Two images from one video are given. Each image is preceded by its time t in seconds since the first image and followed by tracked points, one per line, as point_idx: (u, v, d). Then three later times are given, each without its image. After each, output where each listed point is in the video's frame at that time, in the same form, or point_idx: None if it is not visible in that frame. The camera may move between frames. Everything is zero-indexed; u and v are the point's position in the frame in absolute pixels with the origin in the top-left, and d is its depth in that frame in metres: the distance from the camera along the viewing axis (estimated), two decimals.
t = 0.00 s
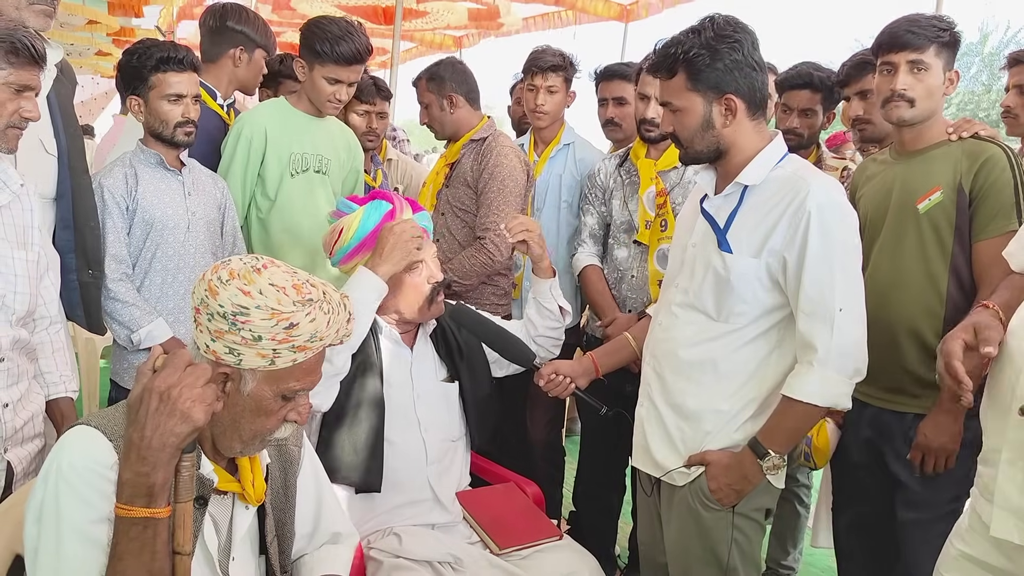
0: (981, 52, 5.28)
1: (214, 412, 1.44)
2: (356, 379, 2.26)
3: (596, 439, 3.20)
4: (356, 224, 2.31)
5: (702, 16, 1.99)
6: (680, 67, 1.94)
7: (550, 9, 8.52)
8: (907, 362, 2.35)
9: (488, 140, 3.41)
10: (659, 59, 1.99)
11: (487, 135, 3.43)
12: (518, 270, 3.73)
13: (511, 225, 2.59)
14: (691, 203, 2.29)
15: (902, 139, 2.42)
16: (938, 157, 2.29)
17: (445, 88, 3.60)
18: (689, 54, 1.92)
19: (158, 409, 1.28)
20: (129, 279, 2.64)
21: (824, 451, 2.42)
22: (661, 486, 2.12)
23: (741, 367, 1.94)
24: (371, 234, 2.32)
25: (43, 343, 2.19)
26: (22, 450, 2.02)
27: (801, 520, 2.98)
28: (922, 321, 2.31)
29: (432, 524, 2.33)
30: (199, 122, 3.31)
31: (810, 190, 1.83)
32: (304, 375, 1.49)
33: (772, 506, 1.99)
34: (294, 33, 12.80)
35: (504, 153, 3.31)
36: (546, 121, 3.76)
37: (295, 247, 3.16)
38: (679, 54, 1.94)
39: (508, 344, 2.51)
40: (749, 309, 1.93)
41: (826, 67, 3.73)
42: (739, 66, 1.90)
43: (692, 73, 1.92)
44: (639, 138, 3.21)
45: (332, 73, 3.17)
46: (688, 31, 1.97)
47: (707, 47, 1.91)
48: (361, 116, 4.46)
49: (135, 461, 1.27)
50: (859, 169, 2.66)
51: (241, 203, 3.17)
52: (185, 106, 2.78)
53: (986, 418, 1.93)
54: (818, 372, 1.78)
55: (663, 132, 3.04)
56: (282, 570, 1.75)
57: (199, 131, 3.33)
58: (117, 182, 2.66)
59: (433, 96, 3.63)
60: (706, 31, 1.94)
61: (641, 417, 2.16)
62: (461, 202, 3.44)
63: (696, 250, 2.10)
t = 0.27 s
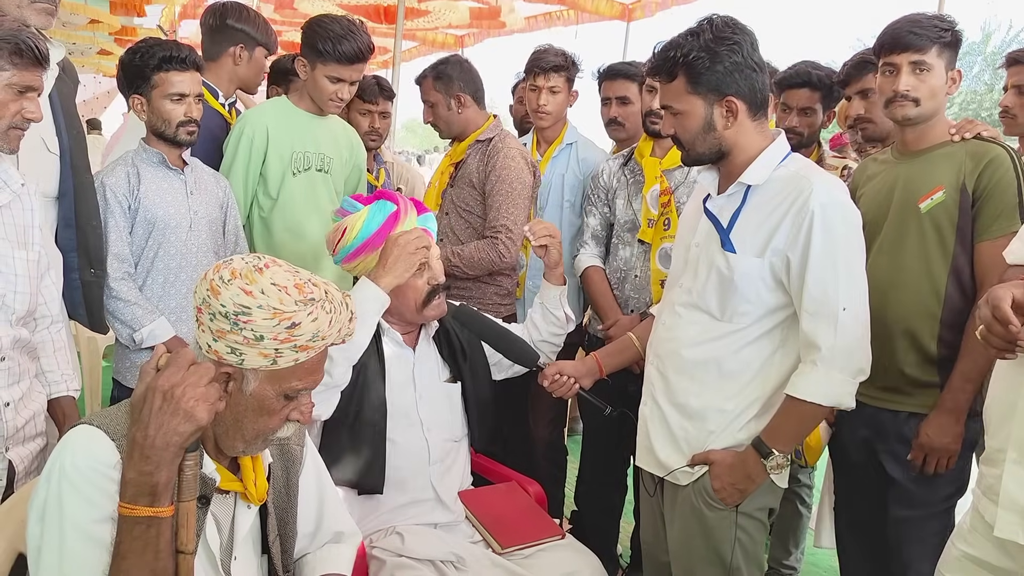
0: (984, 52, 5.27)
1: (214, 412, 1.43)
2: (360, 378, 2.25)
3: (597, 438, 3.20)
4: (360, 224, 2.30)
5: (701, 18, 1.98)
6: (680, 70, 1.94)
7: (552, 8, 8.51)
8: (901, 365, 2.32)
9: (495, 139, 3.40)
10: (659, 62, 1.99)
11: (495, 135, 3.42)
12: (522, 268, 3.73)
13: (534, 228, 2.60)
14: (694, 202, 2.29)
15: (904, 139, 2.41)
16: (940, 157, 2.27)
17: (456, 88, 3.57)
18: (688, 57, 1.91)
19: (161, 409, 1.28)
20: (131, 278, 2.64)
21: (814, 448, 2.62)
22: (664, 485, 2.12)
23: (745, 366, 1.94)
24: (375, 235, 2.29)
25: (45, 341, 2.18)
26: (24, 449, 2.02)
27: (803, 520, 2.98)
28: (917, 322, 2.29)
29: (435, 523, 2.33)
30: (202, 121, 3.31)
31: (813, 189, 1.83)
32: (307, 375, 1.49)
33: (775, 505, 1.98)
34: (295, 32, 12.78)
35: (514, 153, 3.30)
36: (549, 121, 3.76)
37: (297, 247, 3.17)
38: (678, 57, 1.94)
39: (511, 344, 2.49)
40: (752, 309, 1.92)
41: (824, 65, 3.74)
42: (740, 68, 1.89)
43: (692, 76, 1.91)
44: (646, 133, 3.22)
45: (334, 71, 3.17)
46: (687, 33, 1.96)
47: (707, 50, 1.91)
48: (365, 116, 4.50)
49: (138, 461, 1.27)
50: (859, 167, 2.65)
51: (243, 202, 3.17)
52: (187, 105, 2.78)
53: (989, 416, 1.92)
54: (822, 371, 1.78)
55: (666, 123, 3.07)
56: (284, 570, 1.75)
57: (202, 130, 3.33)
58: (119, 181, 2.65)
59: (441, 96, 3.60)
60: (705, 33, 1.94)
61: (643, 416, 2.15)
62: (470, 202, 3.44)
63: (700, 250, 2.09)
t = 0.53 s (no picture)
0: (987, 51, 5.24)
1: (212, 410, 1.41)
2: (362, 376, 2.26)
3: (599, 437, 3.19)
4: (354, 216, 2.22)
5: (700, 19, 1.98)
6: (681, 73, 1.93)
7: (554, 8, 8.50)
8: (897, 366, 2.31)
9: (507, 143, 3.40)
10: (659, 64, 1.98)
11: (506, 138, 3.42)
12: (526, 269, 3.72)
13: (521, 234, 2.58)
14: (696, 201, 2.28)
15: (905, 140, 2.39)
16: (942, 160, 2.26)
17: (474, 87, 3.56)
18: (689, 59, 1.91)
19: (163, 408, 1.28)
20: (133, 277, 2.64)
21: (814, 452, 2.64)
22: (666, 484, 2.12)
23: (748, 366, 1.94)
24: (367, 228, 2.20)
25: (47, 340, 2.18)
26: (26, 448, 2.03)
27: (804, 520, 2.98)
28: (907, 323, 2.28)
29: (436, 522, 2.33)
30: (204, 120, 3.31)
31: (816, 189, 1.82)
32: (308, 374, 1.49)
33: (778, 505, 1.98)
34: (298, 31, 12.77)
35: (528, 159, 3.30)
36: (550, 120, 3.78)
37: (300, 247, 3.18)
38: (679, 59, 1.93)
39: (513, 344, 2.49)
40: (755, 308, 1.92)
41: (825, 64, 3.74)
42: (740, 70, 1.89)
43: (692, 79, 1.91)
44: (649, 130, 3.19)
45: (337, 72, 3.17)
46: (687, 35, 1.96)
47: (707, 51, 1.90)
48: (366, 116, 4.50)
49: (140, 459, 1.27)
50: (861, 168, 2.64)
51: (246, 202, 3.17)
52: (190, 105, 2.78)
53: (991, 415, 1.91)
54: (825, 370, 1.77)
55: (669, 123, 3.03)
56: (286, 569, 1.75)
57: (204, 130, 3.33)
58: (121, 180, 2.66)
59: (458, 93, 3.56)
60: (705, 35, 1.93)
61: (646, 416, 2.15)
62: (478, 203, 3.43)
63: (702, 249, 2.09)
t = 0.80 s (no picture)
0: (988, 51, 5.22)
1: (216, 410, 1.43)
2: (364, 376, 2.26)
3: (600, 436, 3.19)
4: (344, 214, 2.33)
5: (700, 21, 1.97)
6: (682, 74, 1.93)
7: (556, 8, 8.50)
8: (901, 365, 2.30)
9: (516, 144, 3.41)
10: (659, 66, 1.98)
11: (515, 139, 3.43)
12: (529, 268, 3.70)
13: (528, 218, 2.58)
14: (698, 201, 2.28)
15: (904, 140, 2.38)
16: (942, 160, 2.25)
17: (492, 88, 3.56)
18: (689, 61, 1.91)
19: (164, 407, 1.28)
20: (136, 277, 2.65)
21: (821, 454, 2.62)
22: (668, 484, 2.11)
23: (750, 366, 1.93)
24: (359, 223, 2.32)
25: (49, 340, 2.19)
26: (28, 447, 2.03)
27: (806, 520, 2.97)
28: (906, 322, 2.28)
29: (438, 521, 2.33)
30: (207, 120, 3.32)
31: (817, 188, 1.82)
32: (310, 374, 1.49)
33: (780, 505, 1.98)
34: (300, 30, 12.77)
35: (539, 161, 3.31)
36: (549, 118, 3.77)
37: (303, 246, 3.18)
38: (680, 61, 1.93)
39: (515, 344, 2.50)
40: (757, 308, 1.92)
41: (826, 64, 3.73)
42: (741, 71, 1.89)
43: (693, 80, 1.91)
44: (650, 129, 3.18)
45: (341, 73, 3.16)
46: (687, 36, 1.95)
47: (707, 53, 1.90)
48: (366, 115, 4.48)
49: (141, 459, 1.27)
50: (861, 168, 2.64)
51: (249, 202, 3.17)
52: (192, 104, 2.79)
53: (993, 415, 1.91)
54: (826, 370, 1.77)
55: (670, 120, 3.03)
56: (288, 569, 1.75)
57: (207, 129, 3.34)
58: (124, 180, 2.66)
59: (476, 93, 3.52)
60: (705, 36, 1.93)
61: (648, 416, 2.15)
62: (485, 205, 3.43)
63: (705, 249, 2.09)
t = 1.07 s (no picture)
0: (989, 50, 5.22)
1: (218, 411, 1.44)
2: (365, 375, 2.26)
3: (601, 435, 3.19)
4: (343, 215, 2.34)
5: (700, 21, 1.97)
6: (682, 76, 1.93)
7: (557, 7, 8.50)
8: (900, 364, 2.30)
9: (520, 143, 3.41)
10: (659, 66, 1.98)
11: (519, 138, 3.43)
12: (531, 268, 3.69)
13: (540, 208, 2.60)
14: (699, 201, 2.28)
15: (905, 140, 2.39)
16: (941, 158, 2.25)
17: (503, 89, 3.55)
18: (689, 62, 1.91)
19: (166, 407, 1.28)
20: (138, 276, 2.65)
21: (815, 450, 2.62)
22: (669, 484, 2.11)
23: (752, 366, 1.93)
24: (359, 224, 2.34)
25: (51, 339, 2.19)
26: (30, 447, 2.03)
27: (807, 520, 2.98)
28: (905, 321, 2.28)
29: (439, 520, 2.33)
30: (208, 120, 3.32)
31: (819, 188, 1.82)
32: (312, 375, 1.49)
33: (781, 505, 1.98)
34: (301, 30, 12.77)
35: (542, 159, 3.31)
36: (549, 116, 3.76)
37: (304, 246, 3.17)
38: (680, 62, 1.93)
39: (516, 344, 2.45)
40: (758, 308, 1.92)
41: (826, 63, 3.72)
42: (741, 72, 1.89)
43: (693, 82, 1.91)
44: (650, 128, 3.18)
45: (343, 74, 3.16)
46: (687, 37, 1.95)
47: (708, 55, 1.90)
48: (367, 113, 4.46)
49: (143, 458, 1.28)
50: (864, 168, 2.64)
51: (251, 202, 3.18)
52: (193, 103, 2.79)
53: (994, 415, 1.91)
54: (827, 370, 1.77)
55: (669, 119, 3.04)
56: (289, 568, 1.75)
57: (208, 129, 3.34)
58: (126, 179, 2.67)
59: (486, 94, 3.51)
60: (705, 37, 1.93)
61: (649, 416, 2.15)
62: (487, 204, 3.44)
63: (706, 249, 2.08)
